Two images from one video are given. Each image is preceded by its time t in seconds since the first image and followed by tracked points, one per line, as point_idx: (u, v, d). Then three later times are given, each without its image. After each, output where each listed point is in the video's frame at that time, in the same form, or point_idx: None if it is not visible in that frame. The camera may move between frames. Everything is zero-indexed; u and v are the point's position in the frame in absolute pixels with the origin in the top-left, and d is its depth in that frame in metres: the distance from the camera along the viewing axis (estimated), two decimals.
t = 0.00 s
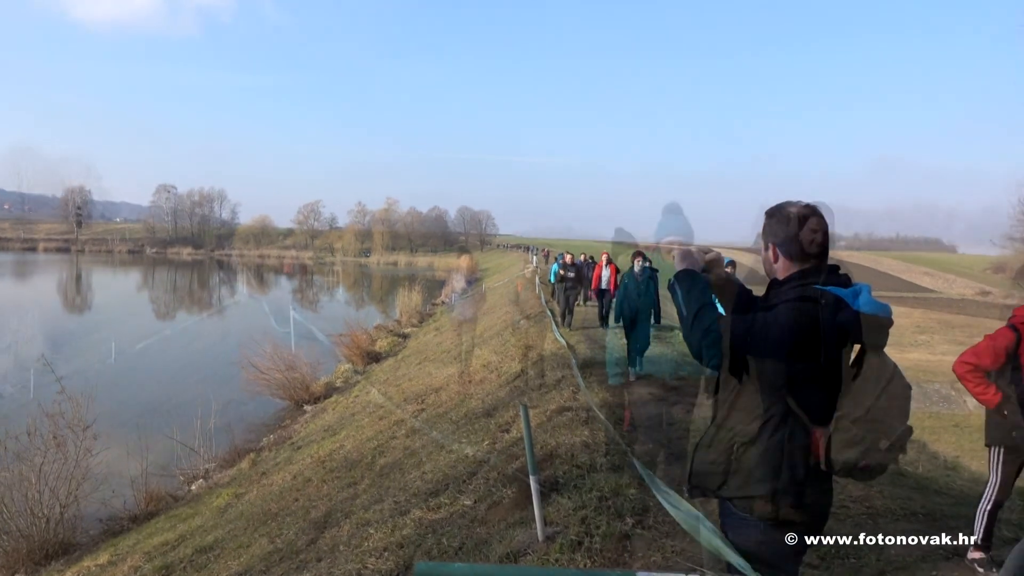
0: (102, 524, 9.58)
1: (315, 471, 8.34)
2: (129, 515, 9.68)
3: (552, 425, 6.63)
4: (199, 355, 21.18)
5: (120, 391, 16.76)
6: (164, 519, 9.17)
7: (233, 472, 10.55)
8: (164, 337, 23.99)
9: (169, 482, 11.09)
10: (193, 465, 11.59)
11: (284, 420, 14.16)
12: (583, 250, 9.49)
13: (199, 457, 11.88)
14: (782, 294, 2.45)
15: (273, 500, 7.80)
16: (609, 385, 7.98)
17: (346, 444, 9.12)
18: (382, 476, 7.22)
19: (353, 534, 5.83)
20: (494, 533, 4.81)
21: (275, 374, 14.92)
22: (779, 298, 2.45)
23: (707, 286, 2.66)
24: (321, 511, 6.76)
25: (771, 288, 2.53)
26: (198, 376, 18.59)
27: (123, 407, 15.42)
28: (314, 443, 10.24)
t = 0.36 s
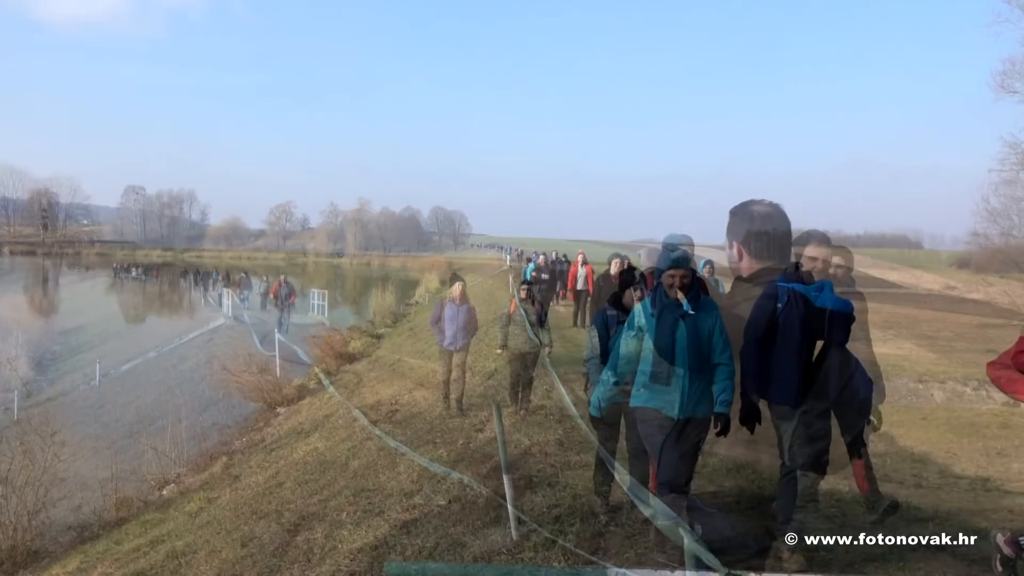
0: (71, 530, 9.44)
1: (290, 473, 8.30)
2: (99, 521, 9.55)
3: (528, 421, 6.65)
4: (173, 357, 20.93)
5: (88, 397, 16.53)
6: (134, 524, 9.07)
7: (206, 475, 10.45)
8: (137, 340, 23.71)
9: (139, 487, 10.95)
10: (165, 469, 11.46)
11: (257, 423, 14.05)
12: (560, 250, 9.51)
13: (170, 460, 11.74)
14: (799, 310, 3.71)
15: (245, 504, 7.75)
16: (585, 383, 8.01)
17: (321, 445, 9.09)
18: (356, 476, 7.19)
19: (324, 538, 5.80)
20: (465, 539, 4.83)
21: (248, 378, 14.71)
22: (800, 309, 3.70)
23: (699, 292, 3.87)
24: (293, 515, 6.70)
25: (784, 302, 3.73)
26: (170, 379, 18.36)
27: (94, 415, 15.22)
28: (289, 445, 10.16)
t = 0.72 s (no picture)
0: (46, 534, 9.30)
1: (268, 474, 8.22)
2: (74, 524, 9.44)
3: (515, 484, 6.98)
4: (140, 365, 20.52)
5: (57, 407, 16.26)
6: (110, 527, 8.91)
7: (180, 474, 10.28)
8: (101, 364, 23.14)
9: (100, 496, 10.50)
10: (133, 473, 11.24)
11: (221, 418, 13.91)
12: (541, 249, 9.49)
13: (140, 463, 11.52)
14: (823, 330, 4.89)
15: (222, 503, 7.60)
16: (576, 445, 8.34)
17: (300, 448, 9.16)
18: (336, 475, 7.10)
19: (307, 546, 5.86)
20: (453, 559, 5.06)
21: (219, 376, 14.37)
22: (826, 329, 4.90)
23: (718, 311, 4.62)
24: (268, 519, 6.55)
25: (813, 322, 4.84)
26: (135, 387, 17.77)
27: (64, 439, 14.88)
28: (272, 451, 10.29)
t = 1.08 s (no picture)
0: (37, 552, 9.57)
1: (261, 487, 8.61)
2: (67, 539, 9.74)
3: (503, 501, 7.15)
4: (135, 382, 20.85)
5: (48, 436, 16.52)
6: (101, 538, 9.16)
7: (168, 484, 10.50)
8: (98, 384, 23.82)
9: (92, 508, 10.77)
10: (126, 485, 11.46)
11: (207, 422, 13.77)
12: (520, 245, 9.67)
13: (133, 476, 11.80)
14: (867, 332, 4.70)
15: (218, 515, 8.03)
16: (561, 469, 8.65)
17: (291, 459, 9.35)
18: (329, 490, 7.53)
19: (302, 559, 6.22)
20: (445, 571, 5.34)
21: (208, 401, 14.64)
22: (869, 329, 4.70)
23: (747, 315, 4.63)
24: (265, 533, 7.00)
25: (851, 322, 4.76)
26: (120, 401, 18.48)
27: (60, 457, 15.24)
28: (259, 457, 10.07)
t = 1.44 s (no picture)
0: (40, 562, 9.67)
1: (260, 494, 8.67)
2: (69, 549, 9.83)
3: (502, 508, 7.30)
4: (141, 394, 21.18)
5: (52, 459, 16.66)
6: (104, 548, 9.24)
7: (169, 494, 10.58)
8: (106, 396, 24.10)
9: (95, 516, 11.02)
10: (127, 494, 11.67)
11: (205, 429, 13.91)
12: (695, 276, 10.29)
13: (135, 485, 12.01)
14: (898, 355, 4.86)
15: (217, 523, 8.17)
16: (558, 478, 8.88)
17: (291, 466, 9.40)
18: (328, 497, 7.52)
19: (302, 568, 6.32)
20: None
21: (210, 417, 14.75)
22: (901, 351, 4.86)
23: (771, 334, 4.61)
24: (264, 541, 7.08)
25: (881, 346, 4.90)
26: (129, 414, 18.73)
27: (63, 466, 15.50)
28: (258, 465, 10.11)
